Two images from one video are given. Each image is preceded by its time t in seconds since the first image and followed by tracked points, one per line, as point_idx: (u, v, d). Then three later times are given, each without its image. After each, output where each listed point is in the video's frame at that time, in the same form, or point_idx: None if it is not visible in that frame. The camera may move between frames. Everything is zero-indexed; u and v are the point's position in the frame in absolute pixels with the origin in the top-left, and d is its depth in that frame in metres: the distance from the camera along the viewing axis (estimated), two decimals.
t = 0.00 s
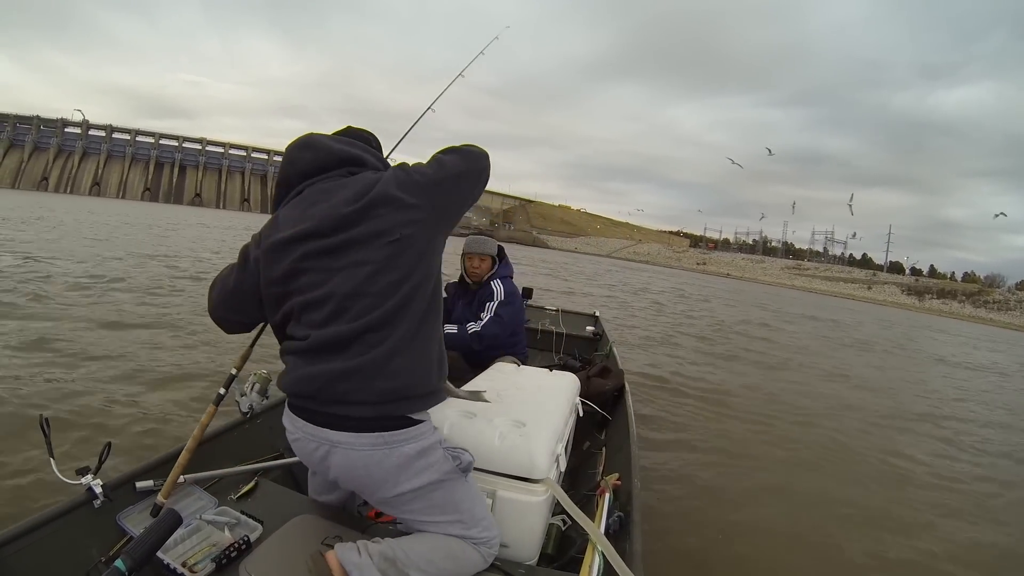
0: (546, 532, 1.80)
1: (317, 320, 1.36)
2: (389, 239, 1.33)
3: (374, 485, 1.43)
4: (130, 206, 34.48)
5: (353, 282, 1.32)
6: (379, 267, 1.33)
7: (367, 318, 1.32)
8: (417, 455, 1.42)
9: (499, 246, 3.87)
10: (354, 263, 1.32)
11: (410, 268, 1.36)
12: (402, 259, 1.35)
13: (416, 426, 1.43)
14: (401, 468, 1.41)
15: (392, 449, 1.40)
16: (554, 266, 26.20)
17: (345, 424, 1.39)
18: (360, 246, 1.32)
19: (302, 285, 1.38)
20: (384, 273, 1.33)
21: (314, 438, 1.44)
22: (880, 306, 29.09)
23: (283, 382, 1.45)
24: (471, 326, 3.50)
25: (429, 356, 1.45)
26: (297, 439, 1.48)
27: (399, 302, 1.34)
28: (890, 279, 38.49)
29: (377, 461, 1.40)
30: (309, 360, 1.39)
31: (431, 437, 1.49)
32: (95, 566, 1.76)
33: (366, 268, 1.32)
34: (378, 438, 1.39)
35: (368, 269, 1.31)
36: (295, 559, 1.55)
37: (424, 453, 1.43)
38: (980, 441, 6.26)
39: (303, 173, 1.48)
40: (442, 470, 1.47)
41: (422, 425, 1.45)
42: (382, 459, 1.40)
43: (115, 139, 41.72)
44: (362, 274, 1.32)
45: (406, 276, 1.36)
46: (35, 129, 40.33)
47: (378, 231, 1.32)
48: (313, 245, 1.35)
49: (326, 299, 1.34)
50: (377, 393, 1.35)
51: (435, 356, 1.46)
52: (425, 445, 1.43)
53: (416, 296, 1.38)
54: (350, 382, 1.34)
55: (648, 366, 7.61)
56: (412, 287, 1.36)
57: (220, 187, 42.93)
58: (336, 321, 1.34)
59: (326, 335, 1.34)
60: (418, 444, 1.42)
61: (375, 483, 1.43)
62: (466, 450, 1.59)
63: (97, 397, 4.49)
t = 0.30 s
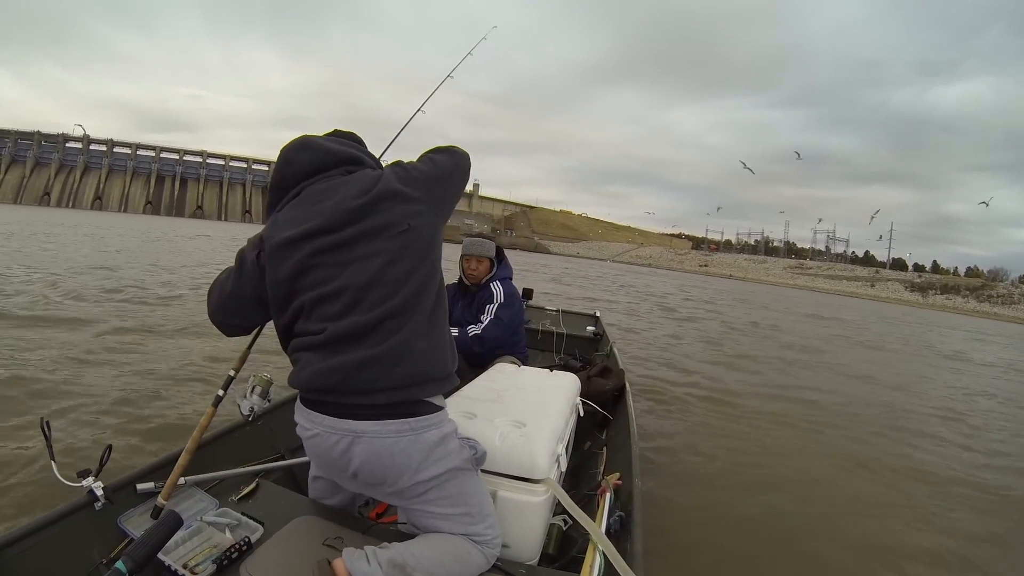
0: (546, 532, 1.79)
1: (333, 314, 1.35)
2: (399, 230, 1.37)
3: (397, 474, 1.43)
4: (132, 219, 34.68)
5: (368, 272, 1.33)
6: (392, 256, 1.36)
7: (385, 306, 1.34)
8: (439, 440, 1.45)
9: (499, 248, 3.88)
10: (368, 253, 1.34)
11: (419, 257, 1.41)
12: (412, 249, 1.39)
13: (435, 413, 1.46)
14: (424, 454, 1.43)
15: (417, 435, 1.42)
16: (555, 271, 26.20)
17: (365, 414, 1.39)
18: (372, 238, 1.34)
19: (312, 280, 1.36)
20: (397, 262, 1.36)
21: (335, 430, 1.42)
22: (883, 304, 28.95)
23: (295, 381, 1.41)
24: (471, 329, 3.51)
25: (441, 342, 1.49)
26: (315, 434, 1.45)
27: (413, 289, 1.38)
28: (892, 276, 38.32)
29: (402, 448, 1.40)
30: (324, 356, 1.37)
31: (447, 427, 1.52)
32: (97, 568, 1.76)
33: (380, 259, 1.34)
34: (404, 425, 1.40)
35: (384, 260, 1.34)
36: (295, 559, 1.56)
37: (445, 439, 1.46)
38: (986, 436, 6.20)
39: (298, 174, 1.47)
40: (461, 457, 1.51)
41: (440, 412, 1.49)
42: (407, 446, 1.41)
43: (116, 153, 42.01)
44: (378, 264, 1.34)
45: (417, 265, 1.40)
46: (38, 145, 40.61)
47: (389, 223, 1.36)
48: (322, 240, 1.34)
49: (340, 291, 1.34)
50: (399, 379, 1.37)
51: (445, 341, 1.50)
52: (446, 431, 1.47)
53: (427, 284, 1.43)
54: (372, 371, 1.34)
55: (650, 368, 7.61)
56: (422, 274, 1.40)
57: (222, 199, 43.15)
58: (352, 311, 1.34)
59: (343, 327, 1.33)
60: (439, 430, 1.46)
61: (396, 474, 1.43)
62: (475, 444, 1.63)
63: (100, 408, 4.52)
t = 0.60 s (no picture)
0: (546, 532, 1.78)
1: (314, 319, 1.36)
2: (379, 237, 1.36)
3: (377, 474, 1.43)
4: (136, 220, 34.83)
5: (347, 279, 1.34)
6: (371, 263, 1.35)
7: (364, 312, 1.34)
8: (418, 442, 1.44)
9: (502, 250, 3.85)
10: (347, 260, 1.34)
11: (402, 265, 1.41)
12: (394, 256, 1.39)
13: (414, 415, 1.45)
14: (403, 455, 1.42)
15: (394, 436, 1.41)
16: (557, 272, 26.20)
17: (347, 417, 1.39)
18: (352, 245, 1.35)
19: (294, 286, 1.38)
20: (377, 270, 1.36)
21: (315, 434, 1.43)
22: (887, 306, 28.83)
23: (280, 383, 1.43)
24: (473, 330, 3.50)
25: (425, 349, 1.49)
26: (297, 435, 1.48)
27: (394, 296, 1.37)
28: (896, 278, 38.17)
29: (380, 449, 1.40)
30: (306, 358, 1.38)
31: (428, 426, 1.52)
32: (96, 567, 1.76)
33: (359, 265, 1.34)
34: (381, 426, 1.40)
35: (363, 267, 1.34)
36: (295, 559, 1.56)
37: (424, 440, 1.45)
38: (990, 438, 6.17)
39: (290, 185, 1.48)
40: (442, 457, 1.49)
41: (421, 414, 1.48)
42: (385, 448, 1.40)
43: (121, 154, 42.18)
44: (357, 271, 1.34)
45: (398, 272, 1.39)
46: (43, 147, 40.78)
47: (370, 232, 1.36)
48: (303, 247, 1.35)
49: (320, 296, 1.35)
50: (378, 383, 1.36)
51: (428, 347, 1.49)
52: (425, 432, 1.46)
53: (410, 291, 1.42)
54: (350, 376, 1.35)
55: (652, 369, 7.59)
56: (404, 282, 1.40)
57: (226, 200, 43.31)
58: (331, 317, 1.35)
59: (322, 332, 1.34)
60: (418, 431, 1.44)
61: (378, 474, 1.43)
62: (460, 440, 1.62)
63: (101, 408, 4.54)
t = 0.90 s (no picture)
0: (546, 531, 1.79)
1: (304, 280, 1.37)
2: (376, 205, 1.39)
3: (356, 435, 1.39)
4: (143, 193, 34.79)
5: (337, 239, 1.35)
6: (364, 228, 1.37)
7: (352, 273, 1.34)
8: (399, 403, 1.40)
9: (507, 247, 3.85)
10: (340, 223, 1.37)
11: (397, 236, 1.41)
12: (388, 226, 1.40)
13: (396, 376, 1.40)
14: (383, 418, 1.38)
15: (372, 395, 1.37)
16: (560, 268, 26.15)
17: (328, 373, 1.36)
18: (347, 209, 1.37)
19: (289, 247, 1.40)
20: (369, 235, 1.37)
21: (295, 391, 1.41)
22: (887, 322, 28.83)
23: (269, 343, 1.43)
24: (479, 334, 3.52)
25: (415, 323, 1.45)
26: (279, 394, 1.46)
27: (384, 262, 1.37)
28: (898, 294, 38.13)
29: (359, 407, 1.36)
30: (293, 318, 1.38)
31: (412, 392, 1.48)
32: (93, 566, 1.75)
33: (351, 228, 1.36)
34: (360, 384, 1.36)
35: (355, 231, 1.36)
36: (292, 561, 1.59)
37: (406, 402, 1.41)
38: (984, 461, 6.19)
39: (302, 163, 1.53)
40: (424, 424, 1.45)
41: (405, 377, 1.43)
42: (363, 407, 1.36)
43: (130, 126, 42.13)
44: (349, 234, 1.35)
45: (391, 240, 1.39)
46: (53, 114, 40.70)
47: (366, 200, 1.39)
48: (302, 209, 1.40)
49: (311, 255, 1.36)
50: (357, 343, 1.33)
51: (418, 324, 1.45)
52: (406, 395, 1.41)
53: (402, 262, 1.40)
54: (330, 332, 1.33)
55: (650, 372, 7.59)
56: (396, 251, 1.39)
57: (233, 177, 43.23)
58: (318, 275, 1.35)
59: (309, 289, 1.34)
60: (399, 393, 1.40)
61: (356, 438, 1.39)
62: (446, 411, 1.58)
63: (101, 383, 4.54)
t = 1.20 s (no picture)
0: (546, 531, 1.79)
1: (292, 265, 1.44)
2: (368, 201, 1.44)
3: (317, 410, 1.39)
4: (150, 193, 35.02)
5: (325, 228, 1.41)
6: (351, 221, 1.42)
7: (329, 262, 1.38)
8: (355, 379, 1.37)
9: (501, 246, 3.86)
10: (330, 213, 1.43)
11: (381, 235, 1.43)
12: (375, 224, 1.43)
13: (359, 353, 1.38)
14: (343, 395, 1.37)
15: (328, 370, 1.36)
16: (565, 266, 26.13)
17: (298, 351, 1.39)
18: (341, 202, 1.44)
19: (289, 235, 1.49)
20: (353, 229, 1.41)
21: (270, 369, 1.44)
22: (896, 320, 28.62)
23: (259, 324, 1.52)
24: (483, 335, 3.54)
25: (390, 322, 1.44)
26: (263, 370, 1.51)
27: (360, 256, 1.39)
28: (906, 292, 37.84)
29: (315, 381, 1.36)
30: (277, 301, 1.45)
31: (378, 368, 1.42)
32: (96, 567, 1.77)
33: (339, 219, 1.42)
34: (318, 360, 1.36)
35: (340, 224, 1.40)
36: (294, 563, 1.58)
37: (367, 380, 1.38)
38: (992, 459, 6.13)
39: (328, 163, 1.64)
40: (386, 402, 1.40)
41: (366, 355, 1.39)
42: (321, 384, 1.36)
43: (137, 126, 42.39)
44: (335, 226, 1.41)
45: (375, 235, 1.42)
46: (60, 115, 40.97)
47: (358, 197, 1.44)
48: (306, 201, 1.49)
49: (301, 242, 1.44)
50: (324, 325, 1.35)
51: (393, 319, 1.44)
52: (368, 372, 1.38)
53: (383, 256, 1.42)
54: (302, 313, 1.37)
55: (653, 370, 7.58)
56: (376, 249, 1.41)
57: (239, 177, 43.44)
58: (304, 261, 1.41)
59: (293, 271, 1.41)
60: (360, 369, 1.37)
61: (319, 417, 1.39)
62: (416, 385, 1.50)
63: (106, 383, 4.59)
